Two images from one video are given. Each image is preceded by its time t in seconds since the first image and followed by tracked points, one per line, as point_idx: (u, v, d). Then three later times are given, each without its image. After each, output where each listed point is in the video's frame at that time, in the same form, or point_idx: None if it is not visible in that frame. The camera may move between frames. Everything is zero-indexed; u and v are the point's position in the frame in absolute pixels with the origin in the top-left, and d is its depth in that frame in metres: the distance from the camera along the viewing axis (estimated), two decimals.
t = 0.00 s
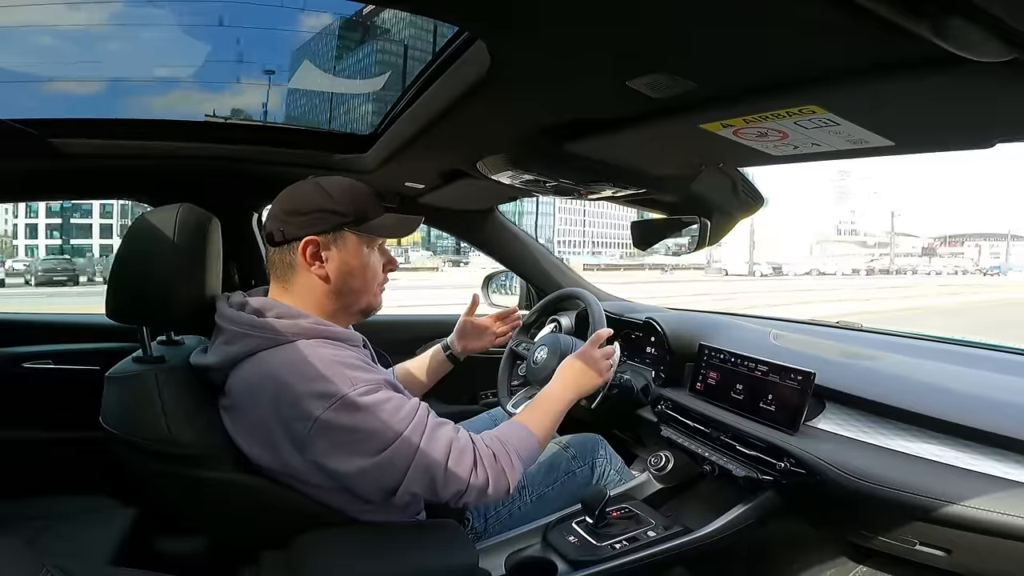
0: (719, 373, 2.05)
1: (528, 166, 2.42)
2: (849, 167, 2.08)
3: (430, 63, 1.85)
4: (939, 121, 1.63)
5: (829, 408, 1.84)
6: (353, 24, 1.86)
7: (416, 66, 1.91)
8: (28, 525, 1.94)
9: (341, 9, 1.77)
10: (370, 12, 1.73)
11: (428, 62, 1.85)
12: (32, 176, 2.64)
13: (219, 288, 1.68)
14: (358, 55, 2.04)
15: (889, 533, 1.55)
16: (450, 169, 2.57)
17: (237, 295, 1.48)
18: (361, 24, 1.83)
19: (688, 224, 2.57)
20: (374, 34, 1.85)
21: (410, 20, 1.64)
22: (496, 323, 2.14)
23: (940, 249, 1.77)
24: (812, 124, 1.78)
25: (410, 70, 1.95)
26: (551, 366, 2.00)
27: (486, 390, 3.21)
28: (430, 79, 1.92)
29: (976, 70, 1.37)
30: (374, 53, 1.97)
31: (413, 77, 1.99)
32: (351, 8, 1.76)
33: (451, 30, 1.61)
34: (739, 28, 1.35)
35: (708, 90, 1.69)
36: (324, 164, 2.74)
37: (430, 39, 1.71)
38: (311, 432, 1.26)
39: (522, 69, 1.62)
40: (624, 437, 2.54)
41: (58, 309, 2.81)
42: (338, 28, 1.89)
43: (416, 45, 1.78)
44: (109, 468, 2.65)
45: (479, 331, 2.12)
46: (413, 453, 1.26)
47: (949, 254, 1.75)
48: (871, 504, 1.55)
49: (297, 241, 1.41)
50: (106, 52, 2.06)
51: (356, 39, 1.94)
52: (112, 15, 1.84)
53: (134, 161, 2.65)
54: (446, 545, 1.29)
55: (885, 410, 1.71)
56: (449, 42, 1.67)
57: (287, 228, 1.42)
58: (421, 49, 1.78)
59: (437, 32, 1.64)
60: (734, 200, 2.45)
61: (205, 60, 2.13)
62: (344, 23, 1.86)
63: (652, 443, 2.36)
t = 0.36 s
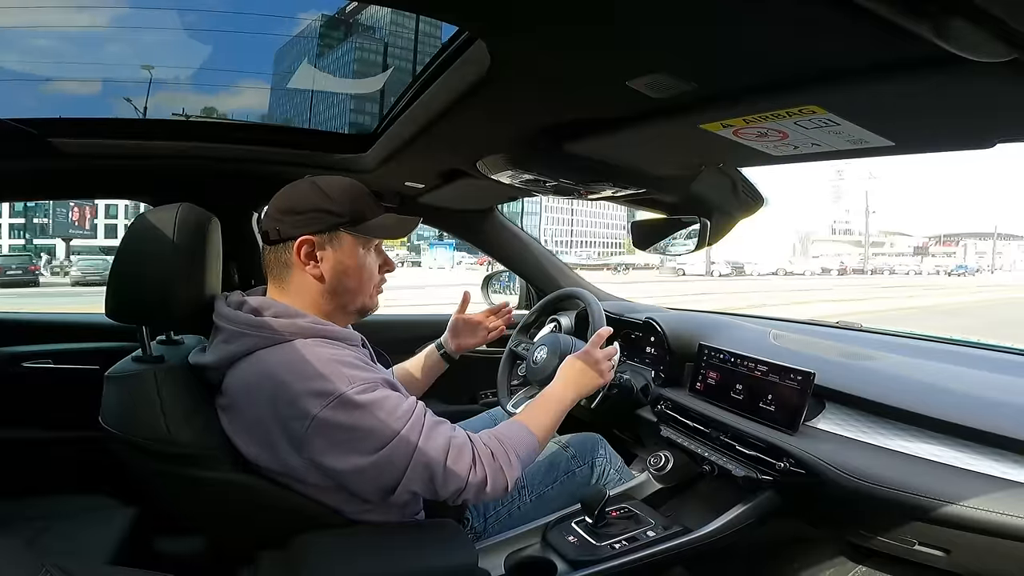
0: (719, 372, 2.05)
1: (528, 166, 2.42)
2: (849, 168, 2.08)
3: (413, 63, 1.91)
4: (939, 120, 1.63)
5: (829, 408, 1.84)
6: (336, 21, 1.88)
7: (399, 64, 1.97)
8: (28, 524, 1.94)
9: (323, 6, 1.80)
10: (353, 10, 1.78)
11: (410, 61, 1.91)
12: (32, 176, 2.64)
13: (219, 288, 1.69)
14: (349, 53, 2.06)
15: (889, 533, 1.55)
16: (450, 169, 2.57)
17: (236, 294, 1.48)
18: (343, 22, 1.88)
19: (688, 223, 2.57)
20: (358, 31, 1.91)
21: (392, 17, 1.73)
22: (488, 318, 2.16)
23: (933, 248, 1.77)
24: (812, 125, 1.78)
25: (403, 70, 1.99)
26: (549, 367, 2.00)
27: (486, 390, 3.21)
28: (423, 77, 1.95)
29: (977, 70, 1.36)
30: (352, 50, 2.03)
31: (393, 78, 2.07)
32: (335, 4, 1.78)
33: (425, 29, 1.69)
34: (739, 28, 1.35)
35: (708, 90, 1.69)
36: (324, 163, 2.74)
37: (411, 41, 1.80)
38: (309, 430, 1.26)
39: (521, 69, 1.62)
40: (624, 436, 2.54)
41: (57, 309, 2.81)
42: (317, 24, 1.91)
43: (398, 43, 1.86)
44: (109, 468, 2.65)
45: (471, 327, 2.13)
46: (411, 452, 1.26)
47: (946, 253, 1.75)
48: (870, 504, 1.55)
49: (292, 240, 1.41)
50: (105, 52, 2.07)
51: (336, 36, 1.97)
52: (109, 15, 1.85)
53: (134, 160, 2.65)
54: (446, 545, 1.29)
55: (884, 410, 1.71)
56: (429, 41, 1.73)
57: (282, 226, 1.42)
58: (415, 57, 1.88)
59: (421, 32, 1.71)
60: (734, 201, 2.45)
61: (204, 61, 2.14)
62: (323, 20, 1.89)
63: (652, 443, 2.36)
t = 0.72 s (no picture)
0: (719, 373, 2.05)
1: (529, 166, 2.42)
2: (849, 168, 2.07)
3: (394, 60, 1.94)
4: (940, 120, 1.63)
5: (829, 409, 1.84)
6: (318, 20, 1.84)
7: (377, 61, 2.02)
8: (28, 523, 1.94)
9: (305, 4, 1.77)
10: (338, 8, 1.72)
11: (390, 57, 1.95)
12: (32, 176, 2.64)
13: (219, 288, 1.69)
14: (324, 57, 2.08)
15: (890, 533, 1.55)
16: (451, 169, 2.57)
17: (236, 294, 1.48)
18: (325, 20, 1.82)
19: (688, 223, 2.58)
20: (341, 29, 1.87)
21: (373, 15, 1.71)
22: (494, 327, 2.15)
23: (928, 248, 1.78)
24: (812, 124, 1.78)
25: (379, 65, 2.04)
26: (549, 367, 2.00)
27: (486, 390, 3.21)
28: (412, 72, 1.97)
29: (977, 70, 1.36)
30: (331, 48, 2.02)
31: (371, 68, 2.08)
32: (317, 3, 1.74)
33: (409, 27, 1.70)
34: (739, 28, 1.35)
35: (708, 90, 1.69)
36: (324, 163, 2.74)
37: (394, 40, 1.83)
38: (309, 430, 1.26)
39: (521, 69, 1.62)
40: (624, 436, 2.54)
41: (58, 309, 2.82)
42: (300, 22, 1.88)
43: (377, 39, 1.87)
44: (109, 468, 2.65)
45: (475, 336, 2.14)
46: (412, 452, 1.26)
47: (947, 253, 1.75)
48: (870, 504, 1.55)
49: (292, 241, 1.42)
50: (104, 51, 2.07)
51: (317, 34, 1.93)
52: (107, 14, 1.85)
53: (134, 160, 2.65)
54: (446, 545, 1.29)
55: (884, 410, 1.71)
56: (412, 36, 1.75)
57: (281, 228, 1.42)
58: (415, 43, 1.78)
59: (402, 27, 1.72)
60: (734, 201, 2.45)
61: (202, 60, 2.13)
62: (305, 18, 1.85)
63: (653, 443, 2.36)
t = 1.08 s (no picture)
0: (718, 373, 2.05)
1: (528, 166, 2.42)
2: (848, 168, 2.07)
3: (375, 57, 1.99)
4: (939, 121, 1.63)
5: (828, 409, 1.84)
6: (300, 19, 1.88)
7: (356, 60, 2.07)
8: (27, 523, 1.94)
9: (288, 4, 1.82)
10: (320, 6, 1.78)
11: (372, 56, 2.00)
12: (32, 176, 2.64)
13: (219, 288, 1.69)
14: (301, 60, 2.11)
15: (890, 533, 1.55)
16: (450, 169, 2.57)
17: (236, 294, 1.48)
18: (308, 19, 1.87)
19: (688, 224, 2.59)
20: (323, 28, 1.91)
21: (352, 12, 1.75)
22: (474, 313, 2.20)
23: (919, 248, 1.78)
24: (812, 124, 1.78)
25: (361, 64, 2.07)
26: (549, 367, 2.00)
27: (486, 390, 3.21)
28: (394, 69, 2.02)
29: (976, 71, 1.37)
30: (309, 47, 2.04)
31: (351, 65, 2.10)
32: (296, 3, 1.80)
33: (393, 25, 1.76)
34: (739, 28, 1.35)
35: (708, 90, 1.69)
36: (323, 164, 2.74)
37: (374, 38, 1.88)
38: (309, 430, 1.26)
39: (520, 69, 1.63)
40: (623, 436, 2.54)
41: (57, 309, 2.82)
42: (283, 22, 1.91)
43: (358, 37, 1.92)
44: (108, 469, 2.64)
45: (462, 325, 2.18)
46: (411, 452, 1.26)
47: (944, 253, 1.75)
48: (870, 505, 1.55)
49: (297, 237, 1.41)
50: (104, 52, 2.07)
51: (297, 34, 1.96)
52: (107, 15, 1.85)
53: (133, 161, 2.65)
54: (446, 545, 1.29)
55: (884, 410, 1.71)
56: (392, 32, 1.81)
57: (286, 225, 1.42)
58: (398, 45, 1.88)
59: (383, 24, 1.77)
60: (734, 201, 2.45)
61: (203, 61, 2.13)
62: (288, 17, 1.89)
63: (652, 443, 2.36)
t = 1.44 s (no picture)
0: (718, 373, 2.05)
1: (528, 166, 2.42)
2: (848, 168, 2.08)
3: (354, 56, 2.03)
4: (939, 121, 1.64)
5: (828, 409, 1.84)
6: (281, 18, 1.89)
7: (337, 60, 2.08)
8: (26, 522, 1.94)
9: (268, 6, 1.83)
10: (301, 5, 1.78)
11: (352, 55, 2.03)
12: (31, 175, 2.64)
13: (219, 287, 1.68)
14: (277, 61, 2.13)
15: (889, 534, 1.55)
16: (450, 168, 2.57)
17: (236, 293, 1.48)
18: (289, 18, 1.87)
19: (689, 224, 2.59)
20: (304, 27, 1.91)
21: (331, 10, 1.76)
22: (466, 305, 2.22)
23: (911, 249, 1.80)
24: (812, 125, 1.78)
25: (343, 62, 2.09)
26: (549, 367, 2.00)
27: (485, 390, 3.22)
28: (372, 69, 2.08)
29: (976, 71, 1.37)
30: (284, 48, 2.05)
31: (331, 65, 2.11)
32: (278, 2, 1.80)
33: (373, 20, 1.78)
34: (739, 29, 1.35)
35: (708, 90, 1.69)
36: (323, 163, 2.74)
37: (354, 36, 1.89)
38: (308, 430, 1.26)
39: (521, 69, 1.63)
40: (622, 436, 2.54)
41: (57, 308, 2.81)
42: (264, 22, 1.91)
43: (336, 35, 1.93)
44: (107, 468, 2.64)
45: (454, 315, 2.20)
46: (410, 452, 1.26)
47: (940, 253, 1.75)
48: (868, 504, 1.55)
49: (305, 235, 1.41)
50: (102, 51, 2.06)
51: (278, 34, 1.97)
52: (105, 15, 1.84)
53: (133, 159, 2.65)
54: (445, 545, 1.29)
55: (883, 411, 1.71)
56: (372, 30, 1.85)
57: (296, 223, 1.43)
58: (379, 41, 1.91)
59: (364, 23, 1.80)
60: (734, 201, 2.45)
61: (203, 61, 2.12)
62: (268, 17, 1.89)
63: (652, 443, 2.36)
